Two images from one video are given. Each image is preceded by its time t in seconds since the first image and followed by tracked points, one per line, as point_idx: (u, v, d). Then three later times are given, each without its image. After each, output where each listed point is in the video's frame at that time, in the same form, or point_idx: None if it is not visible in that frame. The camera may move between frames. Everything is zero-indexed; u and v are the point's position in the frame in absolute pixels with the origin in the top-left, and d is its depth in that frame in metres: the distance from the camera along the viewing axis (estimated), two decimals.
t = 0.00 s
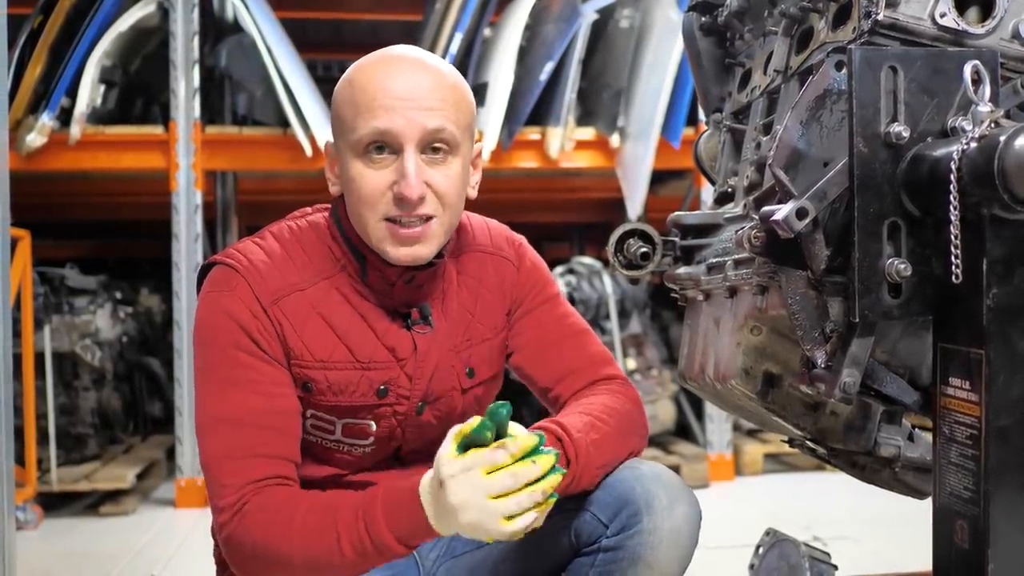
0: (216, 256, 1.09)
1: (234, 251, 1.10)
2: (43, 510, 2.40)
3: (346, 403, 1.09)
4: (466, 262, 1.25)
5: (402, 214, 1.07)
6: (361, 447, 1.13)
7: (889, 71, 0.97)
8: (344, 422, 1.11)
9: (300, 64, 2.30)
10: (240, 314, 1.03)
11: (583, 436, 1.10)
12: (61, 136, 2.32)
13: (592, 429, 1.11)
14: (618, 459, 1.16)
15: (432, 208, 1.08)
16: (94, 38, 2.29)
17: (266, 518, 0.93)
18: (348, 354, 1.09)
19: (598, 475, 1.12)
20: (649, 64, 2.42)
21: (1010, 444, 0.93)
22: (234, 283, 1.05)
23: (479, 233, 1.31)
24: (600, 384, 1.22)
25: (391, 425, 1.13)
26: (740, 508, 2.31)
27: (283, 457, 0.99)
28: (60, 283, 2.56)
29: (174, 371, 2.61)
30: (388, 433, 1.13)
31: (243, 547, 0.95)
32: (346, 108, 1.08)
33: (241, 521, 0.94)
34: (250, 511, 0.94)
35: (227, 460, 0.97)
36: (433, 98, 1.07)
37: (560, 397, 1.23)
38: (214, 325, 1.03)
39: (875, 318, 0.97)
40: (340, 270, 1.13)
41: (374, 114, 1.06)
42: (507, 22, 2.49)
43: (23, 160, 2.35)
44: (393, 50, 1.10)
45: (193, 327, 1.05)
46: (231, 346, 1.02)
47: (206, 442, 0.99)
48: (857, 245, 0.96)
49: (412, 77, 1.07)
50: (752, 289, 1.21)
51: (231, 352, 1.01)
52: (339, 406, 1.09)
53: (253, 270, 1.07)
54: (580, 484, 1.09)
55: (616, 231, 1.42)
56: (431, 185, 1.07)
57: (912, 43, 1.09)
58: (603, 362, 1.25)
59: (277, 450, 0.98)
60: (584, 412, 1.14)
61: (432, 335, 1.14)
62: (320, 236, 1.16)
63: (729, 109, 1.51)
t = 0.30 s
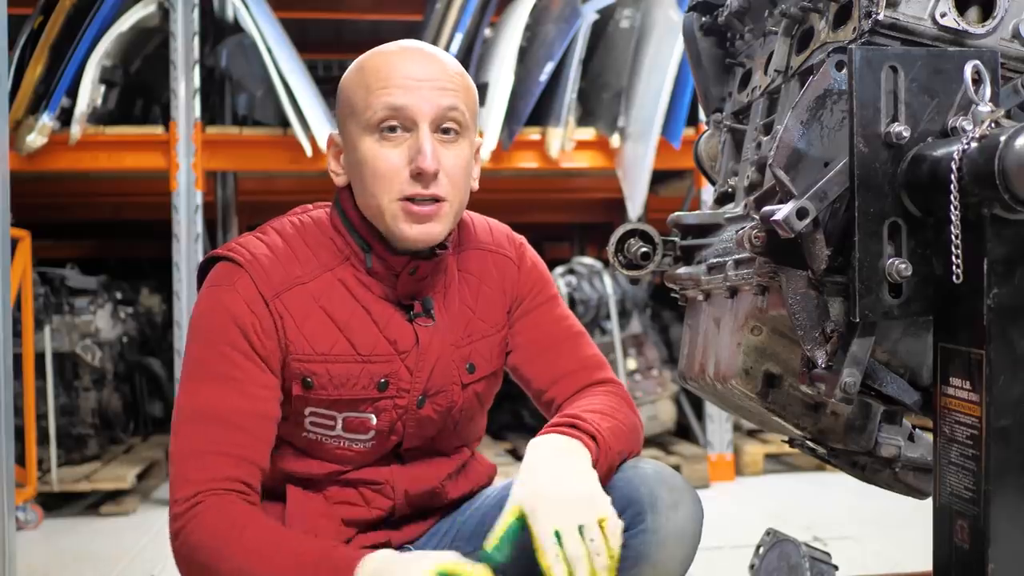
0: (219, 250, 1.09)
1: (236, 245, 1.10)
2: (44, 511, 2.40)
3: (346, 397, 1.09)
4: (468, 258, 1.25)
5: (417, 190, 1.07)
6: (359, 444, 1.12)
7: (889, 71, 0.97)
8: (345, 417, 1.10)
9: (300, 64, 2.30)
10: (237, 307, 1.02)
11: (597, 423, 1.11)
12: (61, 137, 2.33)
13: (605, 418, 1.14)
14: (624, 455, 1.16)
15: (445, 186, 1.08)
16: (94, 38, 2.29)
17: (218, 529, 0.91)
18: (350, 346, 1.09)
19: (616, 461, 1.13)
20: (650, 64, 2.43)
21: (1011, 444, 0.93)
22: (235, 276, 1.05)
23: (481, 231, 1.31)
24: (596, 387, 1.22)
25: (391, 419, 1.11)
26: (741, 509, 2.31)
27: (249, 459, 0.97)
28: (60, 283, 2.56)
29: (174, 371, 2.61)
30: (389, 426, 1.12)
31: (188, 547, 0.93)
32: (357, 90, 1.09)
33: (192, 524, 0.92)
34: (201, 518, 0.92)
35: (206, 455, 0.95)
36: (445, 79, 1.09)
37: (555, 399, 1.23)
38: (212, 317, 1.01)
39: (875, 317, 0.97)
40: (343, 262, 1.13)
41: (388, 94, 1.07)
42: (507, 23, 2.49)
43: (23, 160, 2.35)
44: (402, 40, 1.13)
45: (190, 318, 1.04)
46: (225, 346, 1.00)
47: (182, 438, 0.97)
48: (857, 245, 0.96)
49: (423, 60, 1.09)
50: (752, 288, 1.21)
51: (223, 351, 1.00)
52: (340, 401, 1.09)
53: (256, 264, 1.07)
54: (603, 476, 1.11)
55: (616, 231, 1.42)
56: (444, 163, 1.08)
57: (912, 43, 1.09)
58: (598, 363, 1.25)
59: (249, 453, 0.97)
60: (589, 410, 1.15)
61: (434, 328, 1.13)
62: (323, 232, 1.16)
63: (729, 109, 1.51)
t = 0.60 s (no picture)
0: (216, 250, 1.09)
1: (234, 245, 1.10)
2: (44, 510, 2.39)
3: (345, 396, 1.08)
4: (468, 259, 1.25)
5: (424, 197, 1.06)
6: (359, 442, 1.11)
7: (890, 70, 0.97)
8: (343, 415, 1.09)
9: (300, 63, 2.30)
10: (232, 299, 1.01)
11: (605, 420, 1.12)
12: (61, 136, 2.33)
13: (611, 417, 1.14)
14: (627, 452, 1.16)
15: (452, 195, 1.08)
16: (94, 38, 2.29)
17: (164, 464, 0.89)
18: (349, 346, 1.09)
19: (620, 456, 1.13)
20: (650, 64, 2.42)
21: (1012, 444, 0.93)
22: (233, 271, 1.05)
23: (479, 232, 1.31)
24: (595, 386, 1.21)
25: (390, 419, 1.11)
26: (741, 509, 2.30)
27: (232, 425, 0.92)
28: (61, 283, 2.55)
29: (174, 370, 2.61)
30: (389, 426, 1.11)
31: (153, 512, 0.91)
32: (369, 93, 1.09)
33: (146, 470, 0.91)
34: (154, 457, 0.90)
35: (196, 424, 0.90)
36: (456, 87, 1.09)
37: (554, 399, 1.23)
38: (209, 304, 1.00)
39: (877, 317, 0.97)
40: (341, 265, 1.13)
41: (399, 98, 1.06)
42: (507, 22, 2.49)
43: (23, 159, 2.35)
44: (416, 45, 1.12)
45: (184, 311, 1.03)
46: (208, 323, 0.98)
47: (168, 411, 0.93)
48: (857, 245, 0.96)
49: (435, 67, 1.09)
50: (753, 288, 1.21)
51: (206, 328, 0.98)
52: (338, 400, 1.08)
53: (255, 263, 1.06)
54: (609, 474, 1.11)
55: (616, 231, 1.42)
56: (452, 170, 1.07)
57: (913, 42, 1.09)
58: (597, 364, 1.25)
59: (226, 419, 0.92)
60: (593, 405, 1.15)
61: (433, 330, 1.14)
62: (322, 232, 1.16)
63: (730, 109, 1.51)
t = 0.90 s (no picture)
0: (215, 257, 1.09)
1: (232, 252, 1.10)
2: (45, 510, 2.39)
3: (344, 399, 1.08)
4: (465, 260, 1.25)
5: (422, 223, 1.07)
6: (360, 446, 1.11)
7: (892, 70, 0.97)
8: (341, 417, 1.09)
9: (301, 63, 2.30)
10: (235, 311, 1.01)
11: (602, 418, 1.12)
12: (62, 136, 2.33)
13: (608, 414, 1.14)
14: (626, 450, 1.16)
15: (451, 219, 1.09)
16: (94, 38, 2.29)
17: (209, 484, 0.90)
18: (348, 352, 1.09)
19: (618, 453, 1.13)
20: (651, 63, 2.42)
21: (1015, 443, 0.93)
22: (233, 281, 1.04)
23: (477, 231, 1.31)
24: (594, 385, 1.22)
25: (390, 424, 1.11)
26: (741, 508, 2.30)
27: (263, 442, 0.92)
28: (61, 282, 2.56)
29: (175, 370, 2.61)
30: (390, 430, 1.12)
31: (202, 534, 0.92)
32: (369, 110, 1.07)
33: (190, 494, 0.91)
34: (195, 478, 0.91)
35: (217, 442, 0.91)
36: (460, 109, 1.07)
37: (553, 398, 1.22)
38: (213, 314, 1.00)
39: (879, 317, 0.97)
40: (338, 270, 1.13)
41: (402, 122, 1.05)
42: (507, 22, 2.48)
43: (23, 159, 2.34)
44: (419, 57, 1.10)
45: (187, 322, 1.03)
46: (215, 337, 0.98)
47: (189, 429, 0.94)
48: (860, 244, 0.96)
49: (438, 87, 1.07)
50: (754, 288, 1.21)
51: (216, 341, 0.98)
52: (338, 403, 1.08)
53: (252, 271, 1.06)
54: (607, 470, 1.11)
55: (618, 231, 1.41)
56: (452, 195, 1.08)
57: (915, 42, 1.08)
58: (597, 362, 1.25)
59: (253, 433, 0.92)
60: (591, 403, 1.15)
61: (430, 334, 1.14)
62: (319, 237, 1.16)
63: (732, 108, 1.51)
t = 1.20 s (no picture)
0: (209, 258, 1.10)
1: (227, 252, 1.11)
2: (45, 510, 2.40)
3: (340, 401, 1.10)
4: (461, 259, 1.25)
5: (400, 208, 1.06)
6: (355, 447, 1.13)
7: (892, 71, 0.97)
8: (339, 420, 1.11)
9: (301, 63, 2.30)
10: (230, 316, 1.02)
11: (597, 433, 1.10)
12: (62, 136, 2.33)
13: (604, 425, 1.12)
14: (629, 458, 1.15)
15: (429, 203, 1.07)
16: (94, 38, 2.29)
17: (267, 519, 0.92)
18: (342, 353, 1.09)
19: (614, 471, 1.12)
20: (651, 64, 2.42)
21: (1015, 444, 0.93)
22: (227, 284, 1.05)
23: (476, 230, 1.30)
24: (601, 386, 1.22)
25: (386, 423, 1.13)
26: (741, 508, 2.30)
27: (280, 451, 0.98)
28: (62, 282, 2.56)
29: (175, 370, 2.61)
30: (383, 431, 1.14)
31: (243, 553, 0.95)
32: (343, 100, 1.08)
33: (234, 515, 0.94)
34: (246, 506, 0.93)
35: (230, 454, 0.96)
36: (432, 92, 1.07)
37: (561, 397, 1.23)
38: (212, 322, 1.02)
39: (879, 318, 0.97)
40: (332, 268, 1.12)
41: (374, 106, 1.05)
42: (507, 22, 2.49)
43: (23, 159, 2.34)
44: (392, 46, 1.11)
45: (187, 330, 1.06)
46: (213, 346, 1.01)
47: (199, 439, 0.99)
48: (860, 245, 0.96)
49: (410, 71, 1.07)
50: (754, 288, 1.21)
51: (217, 350, 1.01)
52: (333, 405, 1.10)
53: (244, 272, 1.07)
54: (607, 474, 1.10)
55: (618, 231, 1.42)
56: (428, 178, 1.07)
57: (915, 43, 1.08)
58: (604, 360, 1.26)
59: (260, 444, 0.97)
60: (590, 414, 1.14)
61: (425, 334, 1.13)
62: (313, 236, 1.16)
63: (732, 109, 1.51)
